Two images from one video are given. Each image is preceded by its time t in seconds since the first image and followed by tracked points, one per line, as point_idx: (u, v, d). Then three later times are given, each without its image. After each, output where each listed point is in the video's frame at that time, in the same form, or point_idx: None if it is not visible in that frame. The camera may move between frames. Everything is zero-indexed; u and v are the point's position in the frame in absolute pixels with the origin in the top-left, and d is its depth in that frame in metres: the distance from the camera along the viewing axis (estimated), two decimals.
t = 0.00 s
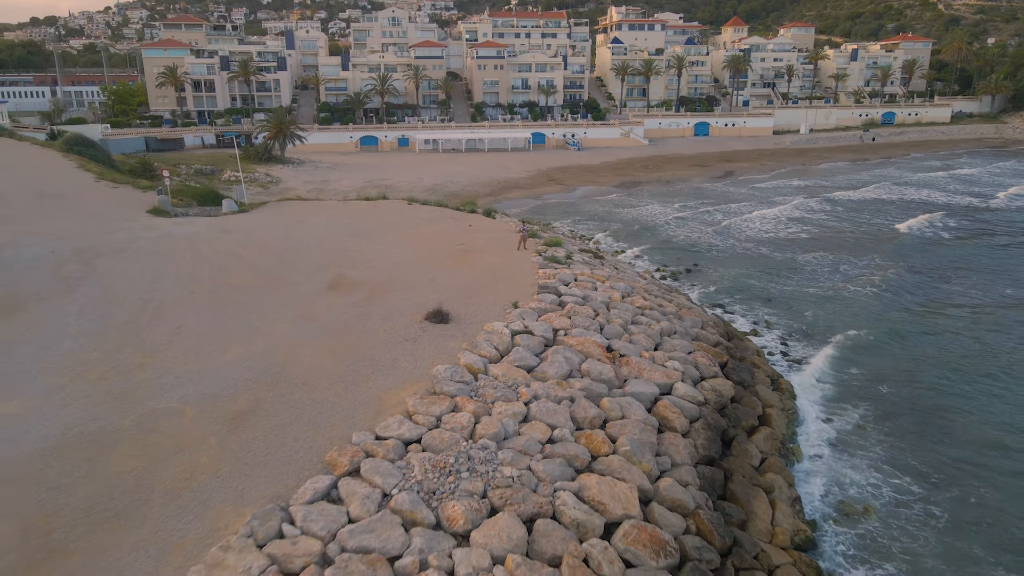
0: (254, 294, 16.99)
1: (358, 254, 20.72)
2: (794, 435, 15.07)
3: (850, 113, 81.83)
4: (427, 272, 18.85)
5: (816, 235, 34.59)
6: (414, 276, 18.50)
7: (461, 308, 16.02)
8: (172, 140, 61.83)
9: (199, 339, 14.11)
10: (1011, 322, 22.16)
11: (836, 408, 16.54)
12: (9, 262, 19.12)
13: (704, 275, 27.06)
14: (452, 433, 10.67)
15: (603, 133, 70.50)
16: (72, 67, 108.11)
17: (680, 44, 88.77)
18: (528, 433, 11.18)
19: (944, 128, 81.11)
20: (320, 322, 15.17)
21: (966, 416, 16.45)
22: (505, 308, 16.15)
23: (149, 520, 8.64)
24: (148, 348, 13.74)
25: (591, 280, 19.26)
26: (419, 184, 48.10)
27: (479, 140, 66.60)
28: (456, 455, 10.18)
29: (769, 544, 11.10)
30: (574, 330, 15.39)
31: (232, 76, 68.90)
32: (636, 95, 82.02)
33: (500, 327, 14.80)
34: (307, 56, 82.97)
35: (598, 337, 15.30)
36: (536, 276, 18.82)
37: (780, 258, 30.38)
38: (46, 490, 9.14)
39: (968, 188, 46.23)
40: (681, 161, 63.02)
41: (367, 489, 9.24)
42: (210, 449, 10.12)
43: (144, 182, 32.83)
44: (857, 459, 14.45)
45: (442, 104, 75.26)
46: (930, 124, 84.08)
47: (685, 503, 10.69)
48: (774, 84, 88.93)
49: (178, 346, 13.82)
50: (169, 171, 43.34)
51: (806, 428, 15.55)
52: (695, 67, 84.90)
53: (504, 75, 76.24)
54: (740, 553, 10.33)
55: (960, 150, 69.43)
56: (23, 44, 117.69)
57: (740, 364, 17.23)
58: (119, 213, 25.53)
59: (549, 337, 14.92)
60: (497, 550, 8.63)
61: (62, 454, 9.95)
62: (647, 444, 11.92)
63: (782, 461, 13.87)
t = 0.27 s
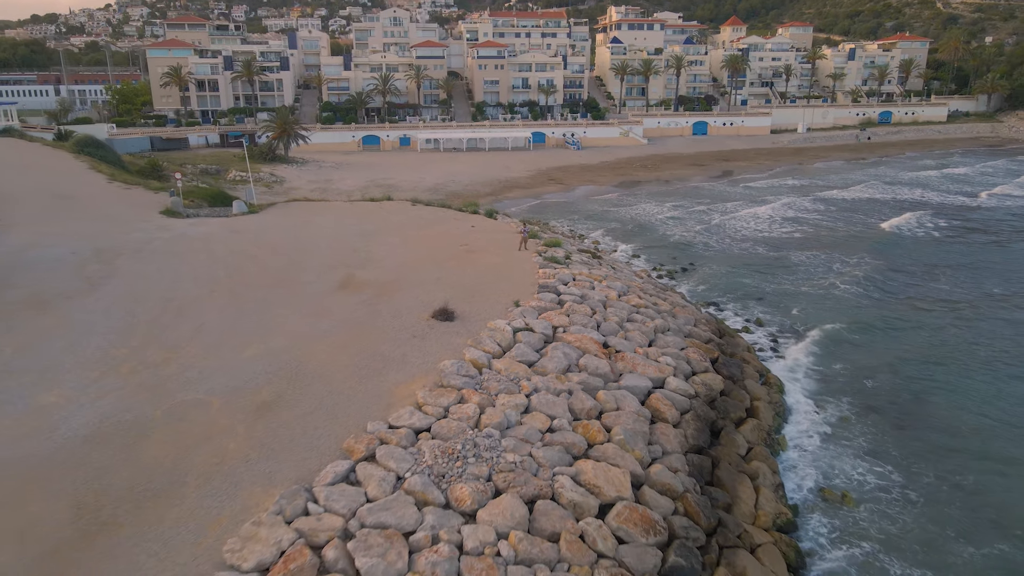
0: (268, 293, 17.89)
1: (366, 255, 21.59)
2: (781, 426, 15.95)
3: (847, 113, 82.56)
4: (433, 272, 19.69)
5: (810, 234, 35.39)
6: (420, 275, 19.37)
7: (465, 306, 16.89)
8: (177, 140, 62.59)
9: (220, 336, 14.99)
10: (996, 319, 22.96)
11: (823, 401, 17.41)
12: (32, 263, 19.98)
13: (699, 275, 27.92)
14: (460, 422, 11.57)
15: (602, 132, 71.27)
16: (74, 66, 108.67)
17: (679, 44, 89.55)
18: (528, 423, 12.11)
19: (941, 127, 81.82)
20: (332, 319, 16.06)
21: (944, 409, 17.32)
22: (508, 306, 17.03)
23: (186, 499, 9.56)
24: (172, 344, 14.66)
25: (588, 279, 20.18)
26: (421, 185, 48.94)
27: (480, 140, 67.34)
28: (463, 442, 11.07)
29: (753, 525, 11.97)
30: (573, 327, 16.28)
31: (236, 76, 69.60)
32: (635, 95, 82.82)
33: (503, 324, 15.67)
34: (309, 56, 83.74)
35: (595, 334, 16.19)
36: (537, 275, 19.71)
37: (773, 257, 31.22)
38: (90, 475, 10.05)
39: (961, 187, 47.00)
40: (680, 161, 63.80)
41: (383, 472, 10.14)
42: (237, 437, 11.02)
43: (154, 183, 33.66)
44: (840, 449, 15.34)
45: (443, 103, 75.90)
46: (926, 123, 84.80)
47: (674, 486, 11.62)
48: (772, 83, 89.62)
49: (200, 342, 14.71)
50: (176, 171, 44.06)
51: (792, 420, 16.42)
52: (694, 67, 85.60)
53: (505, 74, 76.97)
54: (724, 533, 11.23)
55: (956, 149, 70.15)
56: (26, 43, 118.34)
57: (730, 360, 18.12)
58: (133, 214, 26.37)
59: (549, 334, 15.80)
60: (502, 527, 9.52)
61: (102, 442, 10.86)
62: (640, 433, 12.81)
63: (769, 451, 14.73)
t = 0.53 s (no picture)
0: (282, 292, 18.78)
1: (373, 255, 22.48)
2: (768, 418, 16.88)
3: (844, 112, 83.29)
4: (438, 272, 20.57)
5: (804, 233, 36.16)
6: (426, 275, 20.26)
7: (469, 304, 17.82)
8: (182, 139, 63.44)
9: (238, 333, 15.89)
10: (979, 317, 23.80)
11: (810, 395, 18.29)
12: (54, 263, 20.85)
13: (696, 274, 28.72)
14: (466, 413, 12.50)
15: (601, 131, 72.07)
16: (77, 64, 109.39)
17: (678, 43, 90.28)
18: (530, 414, 13.03)
19: (937, 126, 82.51)
20: (344, 317, 16.97)
21: (925, 402, 18.18)
22: (510, 305, 17.94)
23: (216, 482, 10.45)
24: (194, 340, 15.57)
25: (586, 278, 21.07)
26: (423, 184, 49.77)
27: (481, 139, 68.13)
28: (469, 431, 11.98)
29: (738, 508, 12.90)
30: (571, 325, 17.19)
31: (239, 75, 70.41)
32: (634, 94, 83.62)
33: (505, 322, 16.58)
34: (311, 56, 84.52)
35: (592, 332, 17.11)
36: (538, 275, 20.62)
37: (769, 255, 31.99)
38: (127, 461, 10.95)
39: (954, 187, 47.76)
40: (678, 160, 64.58)
41: (396, 458, 11.05)
42: (261, 427, 11.93)
43: (164, 184, 34.57)
44: (823, 440, 16.24)
45: (445, 103, 76.68)
46: (923, 122, 85.48)
47: (664, 472, 12.54)
48: (770, 82, 90.35)
49: (220, 338, 15.61)
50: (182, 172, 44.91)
51: (779, 412, 17.32)
52: (692, 66, 86.35)
53: (505, 74, 77.69)
54: (710, 515, 12.15)
55: (952, 148, 70.86)
56: (31, 42, 119.23)
57: (721, 356, 19.03)
58: (146, 215, 27.26)
59: (549, 331, 16.72)
60: (505, 507, 10.43)
61: (135, 431, 11.75)
62: (633, 423, 13.73)
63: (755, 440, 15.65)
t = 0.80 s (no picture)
0: (295, 291, 19.71)
1: (380, 255, 23.40)
2: (756, 411, 17.82)
3: (842, 111, 84.10)
4: (443, 272, 21.49)
5: (798, 232, 37.00)
6: (431, 275, 21.18)
7: (474, 303, 18.76)
8: (187, 139, 64.25)
9: (256, 331, 16.82)
10: (964, 314, 24.68)
11: (797, 389, 19.20)
12: (74, 263, 21.78)
13: (691, 273, 29.61)
14: (472, 405, 13.44)
15: (601, 131, 72.94)
16: (81, 63, 110.22)
17: (676, 43, 91.11)
18: (531, 406, 13.97)
19: (934, 125, 83.29)
20: (355, 315, 17.89)
21: (907, 396, 19.07)
22: (512, 303, 18.87)
23: (244, 467, 11.37)
24: (215, 337, 16.50)
25: (585, 278, 22.00)
26: (425, 184, 50.65)
27: (482, 139, 68.95)
28: (475, 422, 12.93)
29: (724, 494, 13.85)
30: (570, 323, 18.12)
31: (243, 76, 71.30)
32: (633, 93, 84.48)
33: (507, 320, 17.52)
34: (313, 56, 85.43)
35: (590, 329, 18.04)
36: (538, 274, 21.55)
37: (763, 254, 32.85)
38: (160, 449, 11.85)
39: (947, 186, 48.58)
40: (676, 160, 65.43)
41: (408, 445, 12.00)
42: (283, 417, 12.87)
43: (174, 185, 35.50)
44: (809, 431, 17.15)
45: (446, 103, 77.53)
46: (920, 122, 86.26)
47: (656, 460, 13.49)
48: (769, 82, 91.17)
49: (239, 336, 16.54)
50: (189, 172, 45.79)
51: (768, 405, 18.24)
52: (691, 66, 87.19)
53: (506, 74, 78.49)
54: (699, 500, 13.09)
55: (947, 147, 71.67)
56: (34, 41, 119.90)
57: (713, 352, 19.95)
58: (159, 216, 28.16)
59: (549, 329, 17.66)
60: (509, 490, 11.38)
61: (166, 422, 12.66)
62: (628, 415, 14.68)
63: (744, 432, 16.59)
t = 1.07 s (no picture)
0: (306, 291, 20.65)
1: (386, 255, 24.33)
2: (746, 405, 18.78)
3: (839, 110, 84.94)
4: (447, 272, 22.43)
5: (793, 232, 37.90)
6: (436, 275, 22.11)
7: (478, 303, 19.69)
8: (191, 139, 65.05)
9: (272, 329, 17.77)
10: (949, 312, 25.59)
11: (785, 384, 20.14)
12: (94, 263, 22.71)
13: (687, 272, 30.55)
14: (477, 399, 14.41)
15: (600, 131, 73.82)
16: (85, 62, 110.99)
17: (675, 43, 91.95)
18: (532, 400, 14.95)
19: (930, 125, 84.12)
20: (365, 314, 18.84)
21: (891, 390, 20.00)
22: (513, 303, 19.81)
23: (267, 455, 12.33)
24: (233, 335, 17.45)
25: (583, 278, 22.93)
26: (427, 184, 51.56)
27: (482, 138, 69.74)
28: (480, 414, 13.89)
29: (713, 481, 14.82)
30: (569, 321, 19.09)
31: (247, 76, 72.16)
32: (633, 93, 85.38)
33: (509, 319, 18.45)
34: (316, 56, 86.30)
35: (588, 328, 19.00)
36: (539, 275, 22.48)
37: (757, 253, 33.74)
38: (189, 439, 12.80)
39: (940, 186, 49.44)
40: (675, 159, 66.30)
41: (418, 435, 12.96)
42: (301, 410, 13.82)
43: (184, 187, 36.41)
44: (795, 423, 18.08)
45: (447, 102, 78.41)
46: (916, 121, 87.09)
47: (649, 450, 14.46)
48: (766, 81, 92.03)
49: (256, 334, 17.49)
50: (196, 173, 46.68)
51: (757, 399, 19.19)
52: (690, 66, 88.06)
53: (506, 74, 79.31)
54: (688, 487, 14.07)
55: (942, 147, 72.52)
56: (37, 40, 120.63)
57: (706, 349, 20.90)
58: (172, 218, 29.07)
59: (549, 327, 18.61)
60: (512, 476, 12.35)
61: (193, 414, 13.63)
62: (623, 408, 15.65)
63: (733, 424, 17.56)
